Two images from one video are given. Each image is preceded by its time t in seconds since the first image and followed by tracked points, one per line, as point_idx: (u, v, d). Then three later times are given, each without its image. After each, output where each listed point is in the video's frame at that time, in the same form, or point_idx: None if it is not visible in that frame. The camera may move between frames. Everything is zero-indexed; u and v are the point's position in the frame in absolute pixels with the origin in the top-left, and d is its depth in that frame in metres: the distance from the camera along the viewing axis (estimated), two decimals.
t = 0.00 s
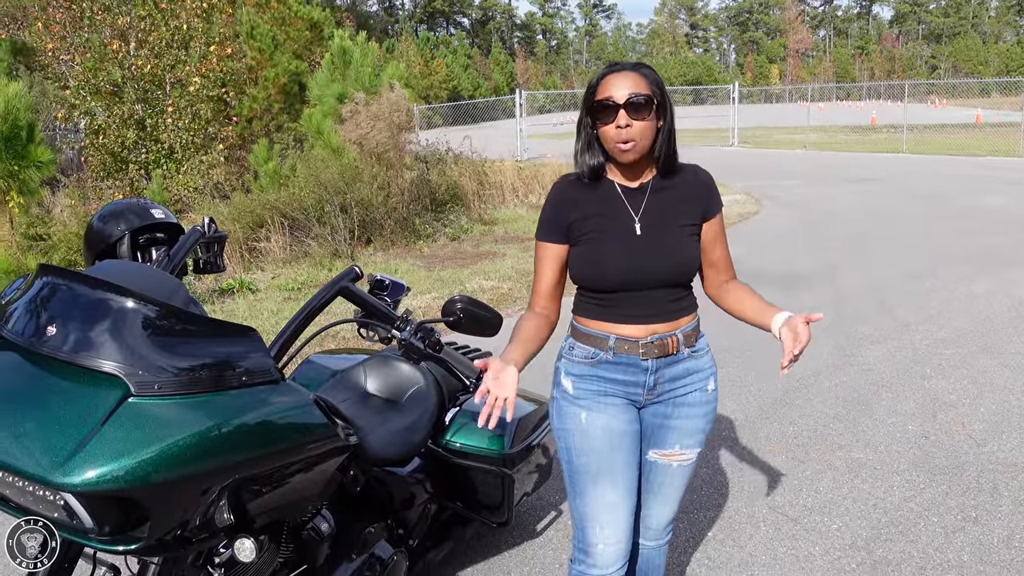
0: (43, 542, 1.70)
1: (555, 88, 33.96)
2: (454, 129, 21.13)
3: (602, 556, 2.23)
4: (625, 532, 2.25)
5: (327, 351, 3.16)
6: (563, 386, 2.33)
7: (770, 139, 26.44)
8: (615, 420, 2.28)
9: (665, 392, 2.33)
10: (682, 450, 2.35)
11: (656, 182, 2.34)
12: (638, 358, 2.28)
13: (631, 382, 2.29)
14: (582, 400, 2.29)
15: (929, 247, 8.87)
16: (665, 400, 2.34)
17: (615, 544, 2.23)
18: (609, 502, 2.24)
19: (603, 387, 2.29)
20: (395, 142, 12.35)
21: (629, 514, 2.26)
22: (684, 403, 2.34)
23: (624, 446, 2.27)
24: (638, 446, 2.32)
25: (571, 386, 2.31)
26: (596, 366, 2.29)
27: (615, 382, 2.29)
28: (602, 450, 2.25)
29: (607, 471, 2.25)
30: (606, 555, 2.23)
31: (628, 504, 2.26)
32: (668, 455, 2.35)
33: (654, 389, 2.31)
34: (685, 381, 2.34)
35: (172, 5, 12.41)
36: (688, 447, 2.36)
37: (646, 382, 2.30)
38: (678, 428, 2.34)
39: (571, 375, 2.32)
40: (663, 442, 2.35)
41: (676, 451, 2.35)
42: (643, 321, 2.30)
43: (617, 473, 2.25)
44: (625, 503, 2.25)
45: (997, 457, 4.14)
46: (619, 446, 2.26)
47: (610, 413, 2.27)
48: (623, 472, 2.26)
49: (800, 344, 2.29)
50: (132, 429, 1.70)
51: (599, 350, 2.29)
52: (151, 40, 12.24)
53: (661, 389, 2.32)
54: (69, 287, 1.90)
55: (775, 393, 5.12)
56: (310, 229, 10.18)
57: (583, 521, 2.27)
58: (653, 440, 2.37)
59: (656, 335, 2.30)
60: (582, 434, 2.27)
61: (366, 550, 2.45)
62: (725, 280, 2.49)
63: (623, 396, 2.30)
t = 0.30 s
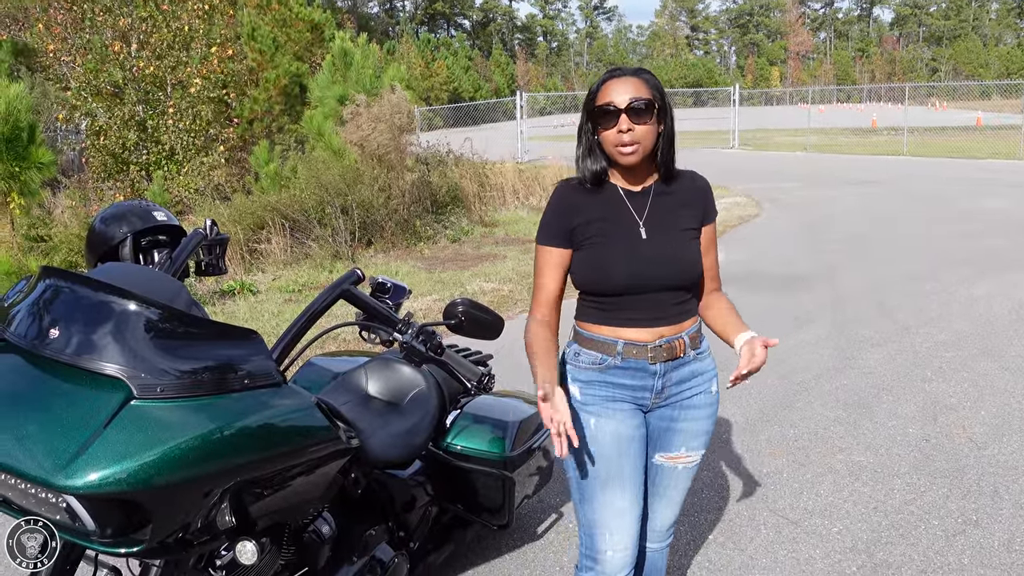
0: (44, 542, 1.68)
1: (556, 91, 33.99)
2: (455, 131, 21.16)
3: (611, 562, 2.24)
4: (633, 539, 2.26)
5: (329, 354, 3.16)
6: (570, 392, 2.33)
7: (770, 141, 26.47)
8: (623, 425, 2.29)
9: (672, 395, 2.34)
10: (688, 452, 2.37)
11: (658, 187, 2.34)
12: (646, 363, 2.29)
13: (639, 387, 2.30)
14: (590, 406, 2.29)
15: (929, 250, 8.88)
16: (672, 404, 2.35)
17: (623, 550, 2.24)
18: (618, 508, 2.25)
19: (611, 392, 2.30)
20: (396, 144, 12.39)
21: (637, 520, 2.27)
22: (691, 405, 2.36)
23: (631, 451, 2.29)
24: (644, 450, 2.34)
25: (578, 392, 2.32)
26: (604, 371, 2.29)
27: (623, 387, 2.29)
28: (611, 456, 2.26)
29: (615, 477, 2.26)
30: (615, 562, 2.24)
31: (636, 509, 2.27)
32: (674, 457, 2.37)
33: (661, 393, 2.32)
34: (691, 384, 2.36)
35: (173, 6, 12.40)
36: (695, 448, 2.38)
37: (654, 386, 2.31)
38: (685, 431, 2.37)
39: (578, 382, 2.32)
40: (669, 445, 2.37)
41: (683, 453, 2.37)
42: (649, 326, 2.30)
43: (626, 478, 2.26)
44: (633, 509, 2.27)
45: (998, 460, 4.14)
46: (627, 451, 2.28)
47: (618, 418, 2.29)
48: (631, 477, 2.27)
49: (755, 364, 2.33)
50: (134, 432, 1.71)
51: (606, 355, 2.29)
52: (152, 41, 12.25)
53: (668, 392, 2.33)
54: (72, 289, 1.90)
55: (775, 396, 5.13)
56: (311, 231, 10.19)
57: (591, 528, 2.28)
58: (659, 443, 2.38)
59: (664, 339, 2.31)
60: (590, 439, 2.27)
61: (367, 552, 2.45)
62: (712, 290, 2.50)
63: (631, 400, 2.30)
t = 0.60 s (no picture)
0: (43, 543, 1.67)
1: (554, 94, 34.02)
2: (454, 134, 21.17)
3: (598, 565, 2.19)
4: (623, 542, 2.21)
5: (327, 357, 3.15)
6: (560, 393, 2.33)
7: (769, 145, 26.49)
8: (613, 425, 2.28)
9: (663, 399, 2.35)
10: (681, 455, 2.37)
11: (654, 188, 2.36)
12: (637, 366, 2.29)
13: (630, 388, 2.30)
14: (579, 405, 2.29)
15: (927, 253, 8.88)
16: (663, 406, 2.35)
17: (612, 553, 2.19)
18: (607, 509, 2.22)
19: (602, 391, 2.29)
20: (395, 147, 12.40)
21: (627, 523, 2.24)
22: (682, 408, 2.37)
23: (622, 451, 2.28)
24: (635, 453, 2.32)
25: (569, 391, 2.31)
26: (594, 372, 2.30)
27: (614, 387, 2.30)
28: (599, 456, 2.24)
29: (605, 476, 2.24)
30: (602, 564, 2.19)
31: (626, 511, 2.23)
32: (667, 461, 2.35)
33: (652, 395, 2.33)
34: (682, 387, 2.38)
35: (172, 8, 12.38)
36: (686, 451, 2.38)
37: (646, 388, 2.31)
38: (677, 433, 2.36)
39: (568, 382, 2.32)
40: (662, 448, 2.35)
41: (675, 457, 2.36)
42: (643, 331, 2.30)
43: (614, 479, 2.24)
44: (623, 511, 2.23)
45: (996, 463, 4.14)
46: (617, 450, 2.27)
47: (609, 418, 2.28)
48: (621, 477, 2.25)
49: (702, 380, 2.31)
50: (132, 435, 1.71)
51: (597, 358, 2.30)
52: (151, 44, 12.25)
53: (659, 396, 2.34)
54: (69, 291, 1.90)
55: (774, 399, 5.13)
56: (309, 234, 10.19)
57: (578, 530, 2.23)
58: (652, 447, 2.36)
59: (656, 343, 2.31)
60: (580, 439, 2.27)
61: (364, 556, 2.45)
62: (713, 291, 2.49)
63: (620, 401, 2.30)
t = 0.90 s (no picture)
0: (43, 542, 1.65)
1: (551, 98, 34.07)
2: (450, 137, 21.20)
3: None
4: (602, 555, 2.22)
5: (324, 361, 3.14)
6: (539, 407, 2.23)
7: (765, 147, 26.56)
8: (593, 444, 2.20)
9: (645, 414, 2.23)
10: (664, 471, 2.28)
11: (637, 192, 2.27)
12: (617, 383, 2.18)
13: (610, 405, 2.19)
14: (558, 423, 2.20)
15: (923, 256, 8.91)
16: (645, 421, 2.25)
17: (592, 566, 2.21)
18: (586, 526, 2.20)
19: (581, 409, 2.19)
20: (392, 150, 12.44)
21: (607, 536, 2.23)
22: (665, 423, 2.26)
23: (602, 471, 2.20)
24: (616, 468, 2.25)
25: (547, 407, 2.21)
26: (573, 388, 2.19)
27: (594, 405, 2.18)
28: (578, 475, 2.18)
29: (584, 496, 2.19)
30: None
31: (606, 526, 2.22)
32: (648, 476, 2.27)
33: (633, 412, 2.22)
34: (665, 403, 2.25)
35: (169, 13, 12.50)
36: (670, 466, 2.28)
37: (626, 406, 2.20)
38: (659, 449, 2.26)
39: (546, 397, 2.21)
40: (644, 463, 2.27)
41: (658, 472, 2.27)
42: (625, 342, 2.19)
43: (594, 498, 2.19)
44: (603, 526, 2.21)
45: (993, 466, 4.15)
46: (596, 469, 2.19)
47: (588, 437, 2.19)
48: (601, 495, 2.20)
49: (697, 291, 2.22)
50: (128, 439, 1.70)
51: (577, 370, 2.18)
52: (147, 48, 12.26)
53: (640, 411, 2.22)
54: (65, 296, 1.90)
55: (770, 402, 5.13)
56: (305, 237, 10.20)
57: (559, 543, 2.23)
58: (633, 460, 2.28)
59: (638, 357, 2.19)
60: (558, 458, 2.19)
61: (361, 561, 2.43)
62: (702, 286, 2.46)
63: (601, 419, 2.20)
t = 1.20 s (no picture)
0: (43, 543, 1.64)
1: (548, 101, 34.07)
2: (446, 140, 21.20)
3: None
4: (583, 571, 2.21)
5: (321, 363, 3.11)
6: (513, 424, 2.21)
7: (761, 151, 26.58)
8: (570, 461, 2.18)
9: (621, 430, 2.24)
10: (645, 488, 2.26)
11: (605, 198, 2.27)
12: (594, 397, 2.19)
13: (586, 420, 2.19)
14: (534, 441, 2.17)
15: (919, 259, 8.92)
16: (621, 437, 2.25)
17: None
18: (566, 543, 2.18)
19: (556, 425, 2.18)
20: (388, 153, 12.41)
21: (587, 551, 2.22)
22: (642, 439, 2.26)
23: (581, 488, 2.19)
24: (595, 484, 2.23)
25: (522, 424, 2.19)
26: (548, 402, 2.18)
27: (569, 420, 2.19)
28: (556, 493, 2.16)
29: (564, 514, 2.17)
30: None
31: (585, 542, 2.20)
32: (631, 495, 2.25)
33: (608, 427, 2.23)
34: (640, 417, 2.26)
35: (165, 15, 12.44)
36: (650, 482, 2.27)
37: (601, 421, 2.21)
38: (637, 465, 2.25)
39: (520, 413, 2.20)
40: (623, 480, 2.25)
41: (640, 489, 2.26)
42: (601, 355, 2.20)
43: (574, 515, 2.18)
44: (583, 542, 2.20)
45: (989, 468, 4.16)
46: (575, 487, 2.18)
47: (566, 454, 2.17)
48: (580, 512, 2.18)
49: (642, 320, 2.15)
50: (123, 442, 1.69)
51: (552, 384, 2.19)
52: (144, 50, 12.24)
53: (616, 427, 2.23)
54: (61, 299, 1.89)
55: (767, 404, 5.14)
56: (302, 240, 10.18)
57: (539, 560, 2.21)
58: (612, 477, 2.27)
59: (615, 371, 2.21)
60: (536, 476, 2.16)
61: (357, 564, 2.45)
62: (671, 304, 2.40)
63: (578, 435, 2.19)
